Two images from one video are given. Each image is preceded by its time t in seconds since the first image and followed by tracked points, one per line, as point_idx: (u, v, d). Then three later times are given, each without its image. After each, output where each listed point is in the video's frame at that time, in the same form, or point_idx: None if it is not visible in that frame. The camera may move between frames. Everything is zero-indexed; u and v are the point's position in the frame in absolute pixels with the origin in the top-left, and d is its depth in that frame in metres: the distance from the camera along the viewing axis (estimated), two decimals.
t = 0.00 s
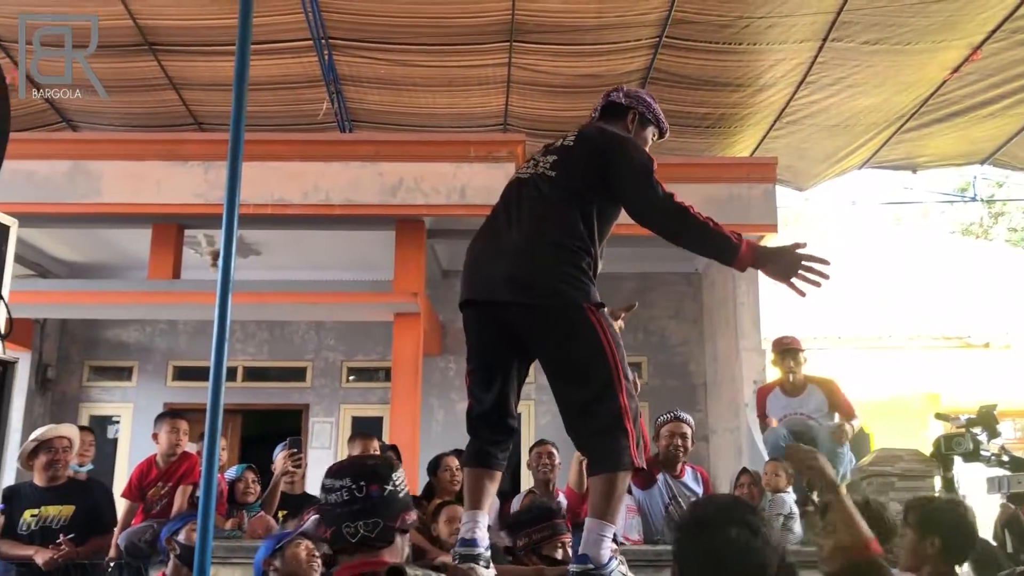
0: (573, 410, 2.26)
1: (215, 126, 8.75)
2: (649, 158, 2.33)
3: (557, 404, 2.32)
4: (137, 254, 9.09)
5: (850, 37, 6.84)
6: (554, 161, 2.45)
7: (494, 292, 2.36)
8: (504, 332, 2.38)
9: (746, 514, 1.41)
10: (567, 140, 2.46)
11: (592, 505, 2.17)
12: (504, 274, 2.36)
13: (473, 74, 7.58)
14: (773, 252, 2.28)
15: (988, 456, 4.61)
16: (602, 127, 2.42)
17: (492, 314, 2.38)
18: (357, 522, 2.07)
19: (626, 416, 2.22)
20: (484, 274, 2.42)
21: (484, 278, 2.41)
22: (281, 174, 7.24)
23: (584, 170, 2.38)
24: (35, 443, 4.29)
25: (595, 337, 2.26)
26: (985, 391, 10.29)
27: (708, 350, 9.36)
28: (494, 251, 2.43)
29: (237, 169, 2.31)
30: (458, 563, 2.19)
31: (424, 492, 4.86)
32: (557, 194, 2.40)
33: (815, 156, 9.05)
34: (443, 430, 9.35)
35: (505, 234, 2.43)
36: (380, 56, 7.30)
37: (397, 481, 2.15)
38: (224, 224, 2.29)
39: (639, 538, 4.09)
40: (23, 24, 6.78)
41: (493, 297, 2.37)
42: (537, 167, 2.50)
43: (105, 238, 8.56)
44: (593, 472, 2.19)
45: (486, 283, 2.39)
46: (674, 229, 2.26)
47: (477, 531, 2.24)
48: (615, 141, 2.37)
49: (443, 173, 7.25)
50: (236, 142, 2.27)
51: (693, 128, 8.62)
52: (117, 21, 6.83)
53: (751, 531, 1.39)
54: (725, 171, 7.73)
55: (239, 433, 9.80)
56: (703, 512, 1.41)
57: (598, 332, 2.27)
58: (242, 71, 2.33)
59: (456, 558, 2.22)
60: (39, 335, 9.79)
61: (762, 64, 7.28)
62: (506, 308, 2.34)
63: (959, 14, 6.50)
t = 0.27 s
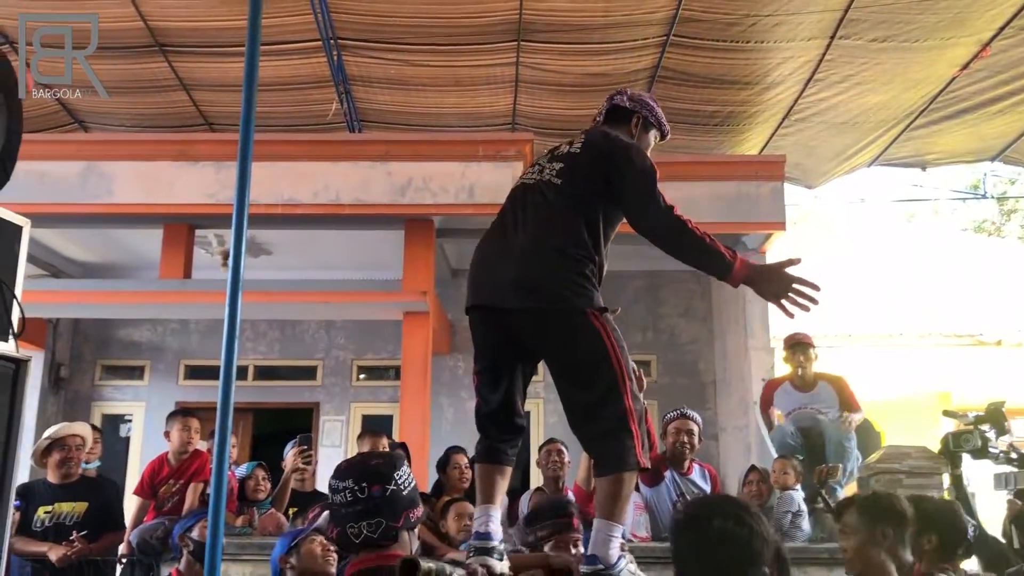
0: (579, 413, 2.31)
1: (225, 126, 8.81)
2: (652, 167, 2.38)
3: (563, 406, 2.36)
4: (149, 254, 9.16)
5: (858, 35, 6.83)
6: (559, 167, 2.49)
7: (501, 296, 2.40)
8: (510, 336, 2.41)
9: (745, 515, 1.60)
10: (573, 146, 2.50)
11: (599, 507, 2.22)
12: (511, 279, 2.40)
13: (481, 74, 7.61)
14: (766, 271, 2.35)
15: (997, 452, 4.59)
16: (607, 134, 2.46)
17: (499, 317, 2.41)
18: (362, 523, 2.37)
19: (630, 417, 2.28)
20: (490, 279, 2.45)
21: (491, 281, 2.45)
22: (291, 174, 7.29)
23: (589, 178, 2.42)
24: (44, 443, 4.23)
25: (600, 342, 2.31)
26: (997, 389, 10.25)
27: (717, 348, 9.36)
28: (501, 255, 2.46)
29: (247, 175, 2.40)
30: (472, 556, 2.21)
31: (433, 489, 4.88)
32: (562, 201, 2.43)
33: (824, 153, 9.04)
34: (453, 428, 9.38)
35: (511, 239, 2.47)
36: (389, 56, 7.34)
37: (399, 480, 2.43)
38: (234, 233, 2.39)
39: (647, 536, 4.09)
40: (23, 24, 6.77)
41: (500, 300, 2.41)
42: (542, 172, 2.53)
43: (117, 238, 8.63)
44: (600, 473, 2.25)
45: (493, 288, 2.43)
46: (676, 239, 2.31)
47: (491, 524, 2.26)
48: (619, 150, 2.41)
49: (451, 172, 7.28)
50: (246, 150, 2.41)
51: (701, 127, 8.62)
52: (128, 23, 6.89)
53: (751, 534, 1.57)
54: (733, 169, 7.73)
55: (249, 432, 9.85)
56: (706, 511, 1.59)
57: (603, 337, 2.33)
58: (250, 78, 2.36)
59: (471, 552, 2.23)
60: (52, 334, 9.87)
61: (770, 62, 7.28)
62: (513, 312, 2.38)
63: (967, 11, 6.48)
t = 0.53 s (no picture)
0: (592, 410, 2.31)
1: (228, 122, 8.82)
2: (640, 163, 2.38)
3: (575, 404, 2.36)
4: (152, 250, 9.18)
5: (861, 30, 6.81)
6: (551, 169, 2.49)
7: (504, 302, 2.40)
8: (516, 340, 2.41)
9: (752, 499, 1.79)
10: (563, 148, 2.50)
11: (608, 496, 2.23)
12: (513, 284, 2.39)
13: (483, 69, 7.60)
14: (753, 267, 2.38)
15: (998, 448, 4.58)
16: (595, 132, 2.47)
17: (506, 323, 2.41)
18: (369, 529, 2.26)
19: (641, 409, 2.29)
20: (492, 285, 2.45)
21: (493, 288, 2.44)
22: (294, 170, 7.29)
23: (584, 178, 2.43)
24: (50, 434, 4.41)
25: (607, 337, 2.32)
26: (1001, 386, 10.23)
27: (720, 344, 9.35)
28: (501, 262, 2.46)
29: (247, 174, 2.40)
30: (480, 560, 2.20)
31: (435, 484, 4.88)
32: (560, 202, 2.44)
33: (828, 149, 9.02)
34: (456, 424, 9.39)
35: (511, 244, 2.46)
36: (391, 52, 7.34)
37: (406, 487, 2.33)
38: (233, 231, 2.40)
39: (648, 531, 4.10)
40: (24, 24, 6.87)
41: (503, 306, 2.40)
42: (534, 175, 2.53)
43: (120, 234, 8.65)
44: (610, 465, 2.26)
45: (495, 294, 2.42)
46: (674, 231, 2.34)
47: (499, 528, 2.26)
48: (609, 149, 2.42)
49: (453, 168, 7.27)
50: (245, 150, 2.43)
51: (703, 122, 8.60)
52: (131, 19, 6.90)
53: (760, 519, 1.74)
54: (736, 165, 7.71)
55: (253, 428, 9.87)
56: (722, 495, 1.76)
57: (609, 333, 2.33)
58: (247, 79, 2.39)
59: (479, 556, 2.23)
60: (56, 330, 9.90)
61: (772, 57, 7.27)
62: (518, 317, 2.38)
63: (971, 6, 6.46)
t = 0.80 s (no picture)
0: (573, 403, 2.30)
1: (228, 119, 8.82)
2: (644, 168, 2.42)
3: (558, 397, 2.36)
4: (152, 247, 9.19)
5: (859, 29, 6.82)
6: (558, 167, 2.52)
7: (500, 289, 2.42)
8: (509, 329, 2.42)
9: (708, 493, 2.01)
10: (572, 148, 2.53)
11: (585, 491, 2.23)
12: (510, 273, 2.42)
13: (482, 67, 7.60)
14: (751, 266, 2.40)
15: (995, 446, 4.57)
16: (605, 137, 2.51)
17: (498, 310, 2.43)
18: (377, 517, 2.17)
19: (622, 408, 2.28)
20: (490, 273, 2.47)
21: (491, 276, 2.46)
22: (293, 167, 7.30)
23: (591, 179, 2.46)
24: (48, 431, 4.40)
25: (594, 333, 2.32)
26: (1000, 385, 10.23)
27: (718, 342, 9.35)
28: (500, 250, 2.49)
29: (246, 166, 2.40)
30: (478, 539, 2.22)
31: (434, 481, 4.89)
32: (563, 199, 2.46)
33: (827, 147, 9.02)
34: (455, 422, 9.40)
35: (511, 234, 2.49)
36: (390, 49, 7.34)
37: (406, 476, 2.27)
38: (231, 226, 2.39)
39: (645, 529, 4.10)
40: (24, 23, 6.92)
41: (499, 294, 2.42)
42: (541, 172, 2.56)
43: (119, 231, 8.66)
44: (588, 461, 2.26)
45: (493, 281, 2.45)
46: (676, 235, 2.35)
47: (494, 509, 2.28)
48: (617, 152, 2.46)
49: (452, 165, 7.28)
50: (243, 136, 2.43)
51: (702, 120, 8.61)
52: (130, 16, 6.90)
53: (713, 511, 1.96)
54: (734, 163, 7.72)
55: (252, 425, 9.88)
56: (680, 488, 2.00)
57: (600, 328, 2.33)
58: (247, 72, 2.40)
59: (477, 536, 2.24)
60: (56, 327, 9.90)
61: (771, 55, 7.27)
62: (511, 304, 2.40)
63: (969, 4, 6.47)
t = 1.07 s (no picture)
0: (570, 404, 2.31)
1: (226, 118, 8.82)
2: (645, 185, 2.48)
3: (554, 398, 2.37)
4: (150, 246, 9.18)
5: (858, 28, 6.82)
6: (559, 170, 2.52)
7: (496, 289, 2.42)
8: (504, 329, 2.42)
9: (688, 484, 2.03)
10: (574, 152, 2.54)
11: (582, 492, 2.25)
12: (507, 273, 2.42)
13: (481, 66, 7.60)
14: (741, 288, 2.50)
15: (994, 446, 4.55)
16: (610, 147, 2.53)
17: (496, 310, 2.43)
18: (364, 513, 2.27)
19: (617, 409, 2.30)
20: (485, 272, 2.47)
21: (487, 275, 2.46)
22: (291, 166, 7.29)
23: (592, 184, 2.47)
24: (46, 431, 4.38)
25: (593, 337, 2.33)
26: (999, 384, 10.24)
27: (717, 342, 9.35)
28: (496, 250, 2.48)
29: (245, 160, 2.38)
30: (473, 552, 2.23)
31: (432, 480, 4.89)
32: (562, 201, 2.46)
33: (825, 147, 9.03)
34: (454, 422, 9.40)
35: (507, 234, 2.48)
36: (389, 48, 7.34)
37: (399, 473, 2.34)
38: (229, 220, 2.37)
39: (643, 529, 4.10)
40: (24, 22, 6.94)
41: (495, 293, 2.42)
42: (540, 172, 2.56)
43: (118, 230, 8.65)
44: (586, 462, 2.26)
45: (489, 281, 2.44)
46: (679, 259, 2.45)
47: (490, 520, 2.28)
48: (622, 164, 2.49)
49: (451, 165, 7.27)
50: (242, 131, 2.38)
51: (701, 120, 8.62)
52: (129, 15, 6.89)
53: (695, 500, 1.98)
54: (732, 163, 7.72)
55: (251, 424, 9.87)
56: (659, 483, 2.02)
57: (597, 331, 2.34)
58: (246, 65, 2.39)
59: (471, 547, 2.26)
60: (54, 326, 9.90)
61: (770, 55, 7.28)
62: (507, 305, 2.40)
63: (968, 4, 6.47)
